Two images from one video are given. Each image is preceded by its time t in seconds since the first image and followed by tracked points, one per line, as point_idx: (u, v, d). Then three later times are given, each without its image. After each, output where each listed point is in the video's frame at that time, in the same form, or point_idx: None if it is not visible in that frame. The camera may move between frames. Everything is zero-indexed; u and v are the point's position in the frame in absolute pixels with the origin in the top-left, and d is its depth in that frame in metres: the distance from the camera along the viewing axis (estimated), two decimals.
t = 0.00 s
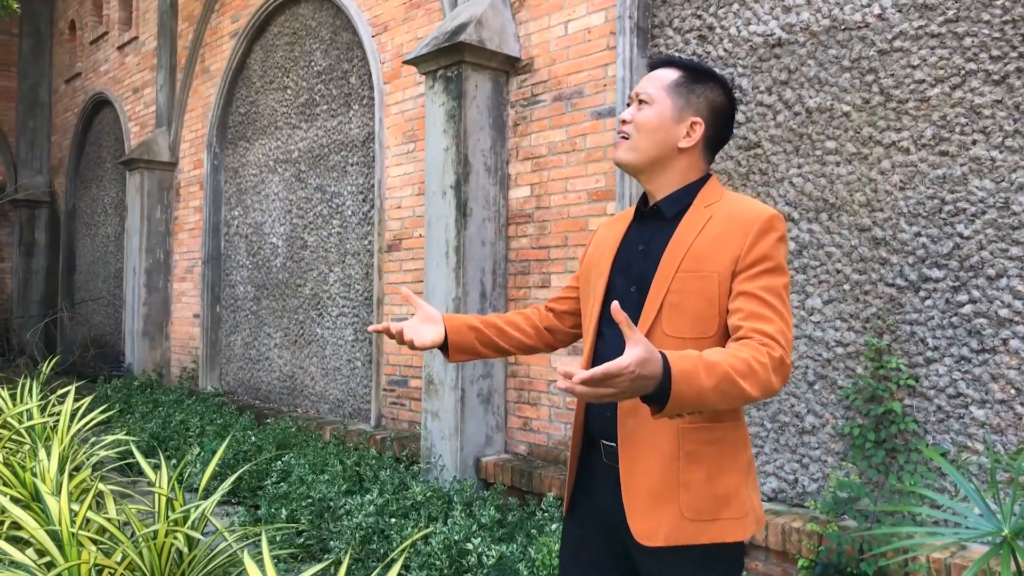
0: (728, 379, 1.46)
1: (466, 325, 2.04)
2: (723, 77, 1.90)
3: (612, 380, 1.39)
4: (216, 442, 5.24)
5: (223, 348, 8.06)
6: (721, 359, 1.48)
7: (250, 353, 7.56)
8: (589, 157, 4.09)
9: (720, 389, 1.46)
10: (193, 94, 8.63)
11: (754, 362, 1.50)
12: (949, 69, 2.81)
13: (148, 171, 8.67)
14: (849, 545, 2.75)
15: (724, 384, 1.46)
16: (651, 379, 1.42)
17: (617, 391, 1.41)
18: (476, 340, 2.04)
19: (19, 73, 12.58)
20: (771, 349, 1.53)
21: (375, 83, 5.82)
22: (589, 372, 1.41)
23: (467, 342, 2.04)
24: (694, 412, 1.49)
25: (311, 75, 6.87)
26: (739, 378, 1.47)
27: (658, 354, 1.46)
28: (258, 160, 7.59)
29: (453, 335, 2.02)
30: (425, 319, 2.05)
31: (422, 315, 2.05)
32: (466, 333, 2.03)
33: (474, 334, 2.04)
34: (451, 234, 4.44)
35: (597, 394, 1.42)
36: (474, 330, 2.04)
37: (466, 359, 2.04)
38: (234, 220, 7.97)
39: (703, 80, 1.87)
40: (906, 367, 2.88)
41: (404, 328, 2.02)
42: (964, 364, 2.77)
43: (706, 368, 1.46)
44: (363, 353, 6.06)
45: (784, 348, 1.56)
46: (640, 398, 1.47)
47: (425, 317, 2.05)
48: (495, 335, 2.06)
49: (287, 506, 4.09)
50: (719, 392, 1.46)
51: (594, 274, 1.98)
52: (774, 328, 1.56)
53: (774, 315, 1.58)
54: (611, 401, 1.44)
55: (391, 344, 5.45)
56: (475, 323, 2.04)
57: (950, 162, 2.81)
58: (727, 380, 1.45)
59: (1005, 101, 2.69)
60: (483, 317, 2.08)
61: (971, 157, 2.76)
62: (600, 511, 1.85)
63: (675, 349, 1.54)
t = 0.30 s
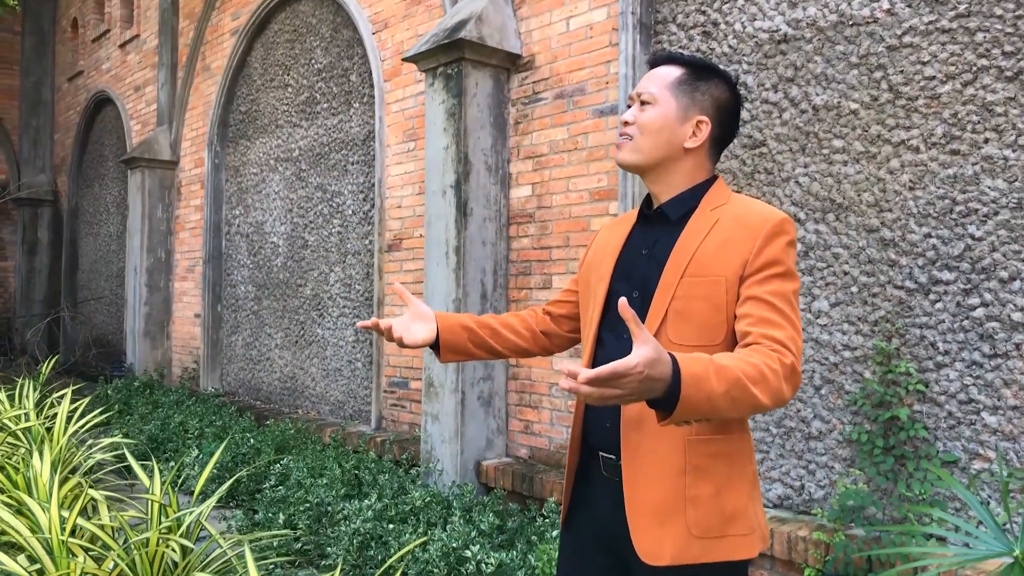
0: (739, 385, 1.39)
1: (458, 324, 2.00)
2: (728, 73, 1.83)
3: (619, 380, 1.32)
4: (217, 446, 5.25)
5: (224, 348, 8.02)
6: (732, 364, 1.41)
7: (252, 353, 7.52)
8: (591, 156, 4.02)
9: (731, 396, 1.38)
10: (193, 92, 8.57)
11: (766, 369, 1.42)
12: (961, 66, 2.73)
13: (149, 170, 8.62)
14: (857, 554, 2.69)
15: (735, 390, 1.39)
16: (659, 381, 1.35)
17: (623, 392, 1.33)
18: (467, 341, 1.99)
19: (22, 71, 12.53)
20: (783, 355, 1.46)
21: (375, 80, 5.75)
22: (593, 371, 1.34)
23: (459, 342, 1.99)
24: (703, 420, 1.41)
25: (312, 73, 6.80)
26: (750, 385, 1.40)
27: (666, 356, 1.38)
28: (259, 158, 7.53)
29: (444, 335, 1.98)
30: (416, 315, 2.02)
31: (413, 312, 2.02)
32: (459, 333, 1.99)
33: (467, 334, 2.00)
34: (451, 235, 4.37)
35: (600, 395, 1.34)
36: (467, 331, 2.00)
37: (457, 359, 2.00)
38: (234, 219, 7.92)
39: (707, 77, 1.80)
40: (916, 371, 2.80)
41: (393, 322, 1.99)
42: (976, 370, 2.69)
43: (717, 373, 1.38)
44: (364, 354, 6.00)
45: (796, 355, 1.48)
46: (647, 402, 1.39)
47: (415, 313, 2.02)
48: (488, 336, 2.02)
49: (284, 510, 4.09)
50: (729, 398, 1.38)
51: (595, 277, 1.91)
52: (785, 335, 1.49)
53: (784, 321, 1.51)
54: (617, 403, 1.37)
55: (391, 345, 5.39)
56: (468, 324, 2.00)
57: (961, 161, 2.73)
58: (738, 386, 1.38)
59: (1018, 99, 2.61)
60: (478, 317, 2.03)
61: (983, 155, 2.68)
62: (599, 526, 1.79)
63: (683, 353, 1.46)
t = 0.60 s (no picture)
0: (742, 383, 1.35)
1: (452, 320, 1.96)
2: (730, 66, 1.79)
3: (617, 376, 1.27)
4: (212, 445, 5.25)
5: (221, 346, 7.98)
6: (735, 362, 1.37)
7: (249, 350, 7.47)
8: (590, 152, 3.98)
9: (733, 395, 1.34)
10: (191, 88, 8.52)
11: (770, 368, 1.38)
12: (965, 60, 2.69)
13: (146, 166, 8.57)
14: (859, 557, 2.65)
15: (737, 389, 1.34)
16: (660, 378, 1.30)
17: (622, 389, 1.29)
18: (461, 336, 1.96)
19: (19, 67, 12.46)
20: (787, 355, 1.42)
21: (372, 76, 5.70)
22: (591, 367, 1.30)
23: (452, 337, 1.96)
24: (703, 420, 1.37)
25: (309, 69, 6.76)
26: (753, 385, 1.36)
27: (667, 352, 1.33)
28: (256, 155, 7.48)
29: (438, 329, 1.94)
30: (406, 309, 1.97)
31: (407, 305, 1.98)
32: (453, 328, 1.96)
33: (461, 330, 1.96)
34: (448, 231, 4.33)
35: (599, 392, 1.30)
36: (461, 327, 1.96)
37: (449, 354, 1.97)
38: (232, 216, 7.87)
39: (707, 70, 1.76)
40: (919, 370, 2.76)
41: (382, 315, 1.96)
42: (980, 369, 2.65)
43: (719, 371, 1.34)
44: (361, 352, 5.96)
45: (799, 356, 1.44)
46: (647, 399, 1.35)
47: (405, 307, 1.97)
48: (483, 332, 1.98)
49: (279, 510, 4.09)
50: (732, 397, 1.34)
51: (593, 275, 1.87)
52: (789, 334, 1.45)
53: (789, 320, 1.47)
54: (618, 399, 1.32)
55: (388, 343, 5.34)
56: (462, 319, 1.96)
57: (965, 157, 2.69)
58: (740, 385, 1.33)
59: None
60: (474, 312, 2.00)
61: (988, 151, 2.64)
62: (597, 529, 1.75)
63: (684, 350, 1.42)
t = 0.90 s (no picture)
0: (740, 391, 1.30)
1: (435, 308, 1.94)
2: (724, 62, 1.74)
3: (611, 386, 1.22)
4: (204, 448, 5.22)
5: (215, 346, 7.92)
6: (733, 369, 1.32)
7: (243, 351, 7.42)
8: (586, 151, 3.93)
9: (731, 403, 1.29)
10: (185, 86, 8.45)
11: (770, 376, 1.33)
12: (966, 58, 2.64)
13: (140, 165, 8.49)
14: (858, 564, 2.64)
15: (735, 398, 1.30)
16: (655, 387, 1.25)
17: (617, 399, 1.23)
18: (444, 326, 1.94)
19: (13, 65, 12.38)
20: (788, 363, 1.37)
21: (367, 74, 5.65)
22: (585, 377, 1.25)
23: (435, 326, 1.94)
24: (701, 429, 1.32)
25: (303, 67, 6.70)
26: (752, 393, 1.31)
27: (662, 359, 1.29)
28: (251, 153, 7.43)
29: (420, 317, 1.92)
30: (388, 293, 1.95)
31: (390, 289, 1.96)
32: (435, 317, 1.94)
33: (444, 319, 1.94)
34: (443, 231, 4.28)
35: (595, 403, 1.24)
36: (444, 315, 1.94)
37: (432, 341, 1.96)
38: (226, 215, 7.81)
39: (700, 66, 1.71)
40: (919, 374, 2.72)
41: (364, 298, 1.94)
42: (981, 372, 2.61)
43: (716, 378, 1.29)
44: (356, 353, 5.91)
45: (802, 363, 1.39)
46: (642, 409, 1.30)
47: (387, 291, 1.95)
48: (466, 323, 1.95)
49: (272, 513, 4.06)
50: (729, 405, 1.29)
51: (587, 275, 1.82)
52: (791, 341, 1.40)
53: (791, 327, 1.42)
54: (614, 412, 1.27)
55: (383, 344, 5.28)
56: (446, 308, 1.94)
57: (967, 157, 2.64)
58: (738, 393, 1.29)
59: None
60: (459, 300, 1.97)
61: (989, 151, 2.59)
62: (591, 540, 1.71)
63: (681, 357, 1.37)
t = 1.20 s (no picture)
0: (734, 403, 1.26)
1: (412, 294, 1.93)
2: (715, 62, 1.72)
3: (602, 398, 1.19)
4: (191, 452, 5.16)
5: (204, 347, 7.84)
6: (727, 380, 1.29)
7: (232, 352, 7.35)
8: (577, 152, 3.89)
9: (724, 414, 1.26)
10: (174, 85, 8.37)
11: (766, 388, 1.29)
12: (960, 60, 2.62)
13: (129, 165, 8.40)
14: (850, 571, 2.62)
15: (729, 408, 1.26)
16: (647, 397, 1.22)
17: (610, 410, 1.20)
18: (420, 312, 1.94)
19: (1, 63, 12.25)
20: (787, 374, 1.33)
21: (356, 74, 5.60)
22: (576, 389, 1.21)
23: (411, 311, 1.94)
24: (693, 440, 1.28)
25: (293, 66, 6.64)
26: (747, 404, 1.27)
27: (652, 368, 1.26)
28: (240, 153, 7.36)
29: (395, 302, 1.92)
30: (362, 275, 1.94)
31: (366, 270, 1.95)
32: (412, 303, 1.93)
33: (419, 306, 1.94)
34: (432, 233, 4.23)
35: (589, 415, 1.21)
36: (421, 302, 1.94)
37: (406, 325, 1.96)
38: (215, 215, 7.73)
39: (690, 66, 1.69)
40: (912, 379, 2.69)
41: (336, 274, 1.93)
42: (974, 377, 2.58)
43: (709, 388, 1.26)
44: (345, 355, 5.86)
45: (800, 374, 1.36)
46: (634, 421, 1.26)
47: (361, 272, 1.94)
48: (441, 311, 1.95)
49: (259, 518, 4.02)
50: (722, 416, 1.26)
51: (576, 278, 1.79)
52: (789, 351, 1.37)
53: (788, 336, 1.38)
54: (609, 424, 1.23)
55: (373, 346, 5.23)
56: (422, 295, 1.93)
57: (960, 160, 2.62)
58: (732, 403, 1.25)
59: (1021, 94, 2.49)
60: (438, 287, 1.96)
61: (983, 154, 2.57)
62: (580, 552, 1.67)
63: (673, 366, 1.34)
